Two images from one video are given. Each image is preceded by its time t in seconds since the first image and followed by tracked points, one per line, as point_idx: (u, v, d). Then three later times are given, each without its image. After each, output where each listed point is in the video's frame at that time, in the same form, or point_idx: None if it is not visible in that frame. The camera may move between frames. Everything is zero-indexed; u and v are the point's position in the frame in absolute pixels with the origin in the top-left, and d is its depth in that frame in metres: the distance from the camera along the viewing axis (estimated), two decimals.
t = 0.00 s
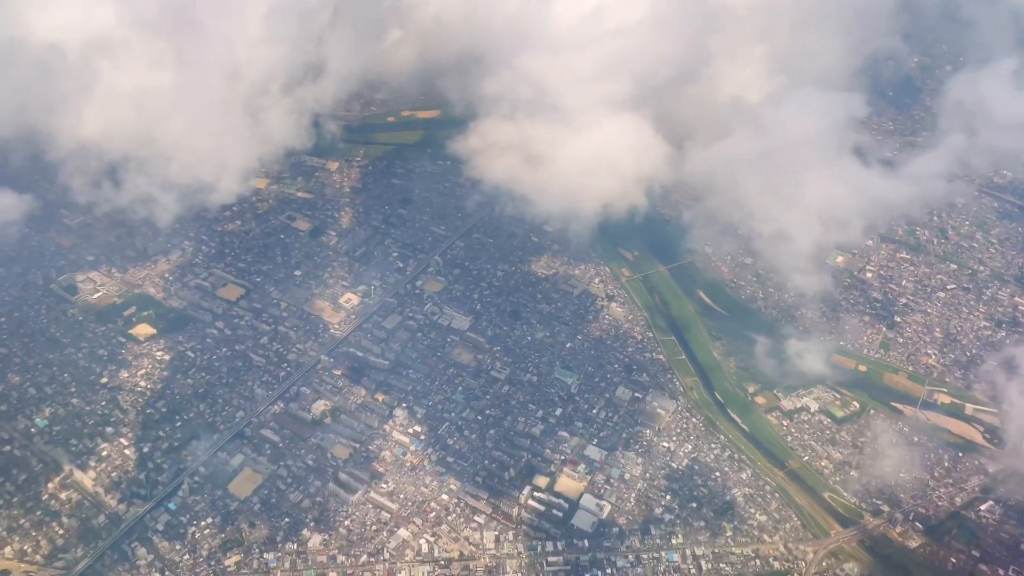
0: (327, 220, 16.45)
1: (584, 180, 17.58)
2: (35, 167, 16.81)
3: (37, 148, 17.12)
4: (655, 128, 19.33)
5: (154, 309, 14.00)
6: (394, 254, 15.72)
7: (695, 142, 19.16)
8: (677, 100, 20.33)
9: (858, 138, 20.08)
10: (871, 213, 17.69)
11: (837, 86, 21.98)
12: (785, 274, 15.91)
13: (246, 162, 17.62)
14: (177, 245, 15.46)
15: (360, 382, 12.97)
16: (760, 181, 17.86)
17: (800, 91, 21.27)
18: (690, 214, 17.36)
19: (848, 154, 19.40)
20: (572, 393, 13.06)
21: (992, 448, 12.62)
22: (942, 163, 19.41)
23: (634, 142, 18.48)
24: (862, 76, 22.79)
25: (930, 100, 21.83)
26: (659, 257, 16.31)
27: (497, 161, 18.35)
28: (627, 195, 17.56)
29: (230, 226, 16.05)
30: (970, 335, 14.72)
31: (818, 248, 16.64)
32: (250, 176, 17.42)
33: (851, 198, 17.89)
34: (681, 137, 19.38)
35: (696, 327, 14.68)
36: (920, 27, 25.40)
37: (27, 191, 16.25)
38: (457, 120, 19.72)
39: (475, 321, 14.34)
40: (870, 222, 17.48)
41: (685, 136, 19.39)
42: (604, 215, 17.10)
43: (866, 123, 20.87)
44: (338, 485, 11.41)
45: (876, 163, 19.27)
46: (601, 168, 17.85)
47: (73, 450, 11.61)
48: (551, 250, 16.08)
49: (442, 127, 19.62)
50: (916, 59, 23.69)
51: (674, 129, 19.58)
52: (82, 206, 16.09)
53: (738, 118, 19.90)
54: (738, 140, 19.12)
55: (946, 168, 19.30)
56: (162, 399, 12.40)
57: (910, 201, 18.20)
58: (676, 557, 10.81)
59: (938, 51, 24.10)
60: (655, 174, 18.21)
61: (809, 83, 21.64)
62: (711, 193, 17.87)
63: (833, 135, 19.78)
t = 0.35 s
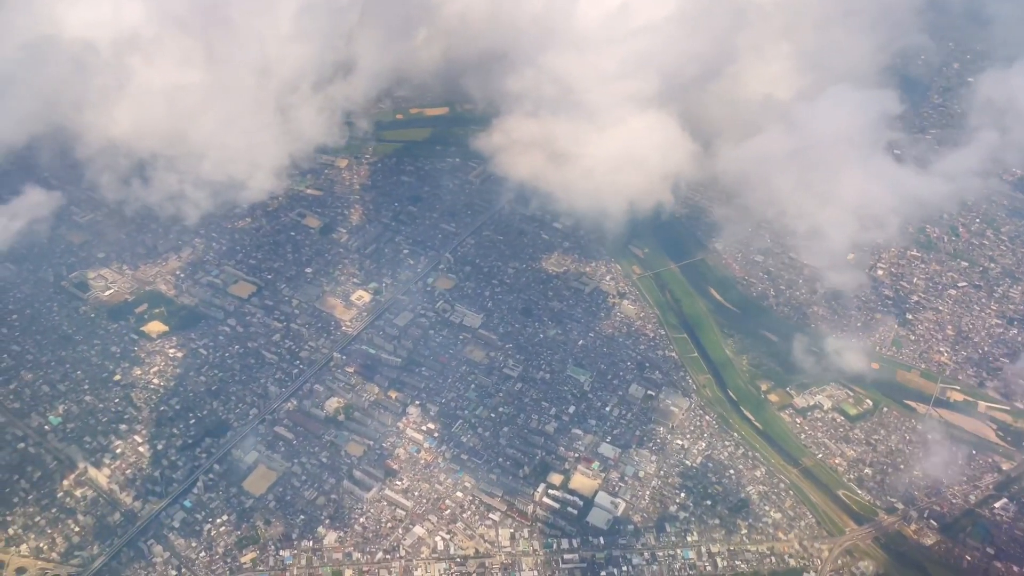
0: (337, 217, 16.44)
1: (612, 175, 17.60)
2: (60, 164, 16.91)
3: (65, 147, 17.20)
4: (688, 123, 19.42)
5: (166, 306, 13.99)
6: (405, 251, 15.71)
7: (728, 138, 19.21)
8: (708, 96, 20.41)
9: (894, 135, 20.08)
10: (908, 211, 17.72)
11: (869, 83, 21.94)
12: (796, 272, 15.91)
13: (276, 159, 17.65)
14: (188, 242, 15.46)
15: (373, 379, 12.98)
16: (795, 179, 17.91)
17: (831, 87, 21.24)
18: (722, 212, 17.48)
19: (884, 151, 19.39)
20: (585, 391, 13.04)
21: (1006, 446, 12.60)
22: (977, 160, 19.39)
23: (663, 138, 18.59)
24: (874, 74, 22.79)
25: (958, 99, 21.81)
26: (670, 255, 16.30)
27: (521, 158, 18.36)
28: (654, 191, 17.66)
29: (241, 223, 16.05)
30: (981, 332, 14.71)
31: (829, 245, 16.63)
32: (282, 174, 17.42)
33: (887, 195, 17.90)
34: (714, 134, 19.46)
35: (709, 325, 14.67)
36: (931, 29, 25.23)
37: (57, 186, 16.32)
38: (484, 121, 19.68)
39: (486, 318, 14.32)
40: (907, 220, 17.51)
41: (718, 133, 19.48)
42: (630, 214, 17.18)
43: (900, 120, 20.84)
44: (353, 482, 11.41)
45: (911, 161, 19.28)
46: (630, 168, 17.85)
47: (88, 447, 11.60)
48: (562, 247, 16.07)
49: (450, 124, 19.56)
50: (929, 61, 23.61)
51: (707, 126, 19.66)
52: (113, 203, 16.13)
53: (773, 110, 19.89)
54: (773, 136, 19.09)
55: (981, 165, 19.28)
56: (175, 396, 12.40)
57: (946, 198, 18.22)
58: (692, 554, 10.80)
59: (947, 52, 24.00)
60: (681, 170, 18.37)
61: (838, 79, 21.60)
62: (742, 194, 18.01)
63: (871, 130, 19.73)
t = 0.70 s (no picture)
0: (349, 216, 16.46)
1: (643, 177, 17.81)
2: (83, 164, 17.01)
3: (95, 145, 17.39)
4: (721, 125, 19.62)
5: (181, 305, 14.01)
6: (418, 250, 15.72)
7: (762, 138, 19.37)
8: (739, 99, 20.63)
9: (930, 134, 20.15)
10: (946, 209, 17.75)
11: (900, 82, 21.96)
12: (809, 271, 15.91)
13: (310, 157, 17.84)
14: (201, 241, 15.49)
15: (388, 378, 12.99)
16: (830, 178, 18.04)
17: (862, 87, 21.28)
18: (757, 212, 17.59)
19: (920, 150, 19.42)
20: (600, 389, 13.03)
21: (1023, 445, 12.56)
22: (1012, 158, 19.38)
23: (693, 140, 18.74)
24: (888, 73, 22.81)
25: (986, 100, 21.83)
26: (683, 254, 16.29)
27: (550, 158, 18.64)
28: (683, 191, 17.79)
29: (254, 222, 16.09)
30: (995, 331, 14.69)
31: (840, 243, 16.64)
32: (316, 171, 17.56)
33: (924, 194, 17.97)
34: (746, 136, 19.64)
35: (723, 324, 14.67)
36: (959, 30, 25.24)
37: (76, 186, 16.42)
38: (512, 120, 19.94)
39: (500, 317, 14.33)
40: (945, 219, 17.57)
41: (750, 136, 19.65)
42: (660, 214, 17.27)
43: (936, 120, 20.93)
44: (369, 481, 11.42)
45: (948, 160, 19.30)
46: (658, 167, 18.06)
47: (105, 445, 11.61)
48: (574, 246, 16.08)
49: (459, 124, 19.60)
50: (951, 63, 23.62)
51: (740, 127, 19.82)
52: (145, 201, 16.29)
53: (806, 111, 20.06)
54: (807, 137, 19.14)
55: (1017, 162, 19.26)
56: (191, 395, 12.41)
57: (984, 197, 18.26)
58: (710, 553, 10.81)
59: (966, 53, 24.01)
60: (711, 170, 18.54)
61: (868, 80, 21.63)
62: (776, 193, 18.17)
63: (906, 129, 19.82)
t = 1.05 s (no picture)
0: (360, 216, 16.47)
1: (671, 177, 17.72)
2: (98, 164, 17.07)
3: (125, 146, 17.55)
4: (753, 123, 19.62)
5: (193, 304, 14.02)
6: (429, 250, 15.73)
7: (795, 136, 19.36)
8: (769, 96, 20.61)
9: (965, 133, 20.08)
10: (982, 208, 17.72)
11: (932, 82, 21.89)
12: (820, 271, 15.94)
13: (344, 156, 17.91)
14: (212, 241, 15.52)
15: (402, 378, 12.99)
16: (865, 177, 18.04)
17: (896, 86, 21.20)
18: (792, 209, 17.58)
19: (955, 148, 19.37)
20: (613, 389, 13.02)
21: None
22: None
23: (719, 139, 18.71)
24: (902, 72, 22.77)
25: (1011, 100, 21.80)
26: (694, 253, 16.28)
27: (575, 156, 18.54)
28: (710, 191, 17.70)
29: (265, 222, 16.11)
30: (1007, 331, 14.67)
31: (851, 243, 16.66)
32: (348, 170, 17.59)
33: (958, 193, 17.95)
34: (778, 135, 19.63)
35: (735, 323, 14.67)
36: (989, 30, 25.25)
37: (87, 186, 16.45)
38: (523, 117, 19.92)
39: (512, 316, 14.32)
40: (980, 218, 17.56)
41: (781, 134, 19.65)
42: (688, 211, 17.26)
43: (972, 118, 20.85)
44: (384, 480, 11.42)
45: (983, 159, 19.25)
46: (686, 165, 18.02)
47: (119, 445, 11.60)
48: (585, 246, 16.08)
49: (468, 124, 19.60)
50: (974, 65, 23.57)
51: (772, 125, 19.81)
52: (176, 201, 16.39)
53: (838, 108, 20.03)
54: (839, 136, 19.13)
55: None
56: (205, 394, 12.41)
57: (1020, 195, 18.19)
58: (726, 553, 10.81)
59: (985, 54, 23.98)
60: (738, 167, 18.45)
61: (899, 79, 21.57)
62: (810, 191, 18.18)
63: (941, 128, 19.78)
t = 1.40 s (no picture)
0: (372, 216, 16.48)
1: (703, 175, 17.65)
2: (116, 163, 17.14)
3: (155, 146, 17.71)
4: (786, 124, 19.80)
5: (207, 304, 14.03)
6: (441, 250, 15.73)
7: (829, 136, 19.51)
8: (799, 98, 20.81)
9: (1004, 132, 20.00)
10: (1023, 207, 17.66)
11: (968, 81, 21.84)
12: (832, 271, 15.95)
13: (378, 156, 18.07)
14: (225, 240, 15.54)
15: (416, 377, 12.99)
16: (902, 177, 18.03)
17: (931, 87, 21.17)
18: (827, 208, 17.68)
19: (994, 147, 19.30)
20: (628, 389, 13.01)
21: None
22: None
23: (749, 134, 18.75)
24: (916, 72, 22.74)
25: None
26: (706, 252, 16.26)
27: (604, 155, 18.51)
28: (742, 188, 17.60)
29: (277, 221, 16.13)
30: (1020, 332, 14.64)
31: (863, 243, 16.69)
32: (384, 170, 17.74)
33: (999, 193, 17.89)
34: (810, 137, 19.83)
35: (748, 323, 14.66)
36: (1016, 29, 25.13)
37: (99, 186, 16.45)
38: (531, 116, 20.07)
39: (525, 316, 14.31)
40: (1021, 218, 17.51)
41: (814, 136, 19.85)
42: (718, 209, 17.22)
43: (1012, 119, 20.75)
44: (401, 480, 11.42)
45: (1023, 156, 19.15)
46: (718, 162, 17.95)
47: (136, 445, 11.60)
48: (596, 246, 16.07)
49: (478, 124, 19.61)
50: (996, 65, 23.45)
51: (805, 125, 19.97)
52: (210, 201, 16.48)
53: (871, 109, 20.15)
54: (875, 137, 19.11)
55: None
56: (220, 394, 12.41)
57: None
58: (743, 552, 10.80)
59: (1000, 54, 23.91)
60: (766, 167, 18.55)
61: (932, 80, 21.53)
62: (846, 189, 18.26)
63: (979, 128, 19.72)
